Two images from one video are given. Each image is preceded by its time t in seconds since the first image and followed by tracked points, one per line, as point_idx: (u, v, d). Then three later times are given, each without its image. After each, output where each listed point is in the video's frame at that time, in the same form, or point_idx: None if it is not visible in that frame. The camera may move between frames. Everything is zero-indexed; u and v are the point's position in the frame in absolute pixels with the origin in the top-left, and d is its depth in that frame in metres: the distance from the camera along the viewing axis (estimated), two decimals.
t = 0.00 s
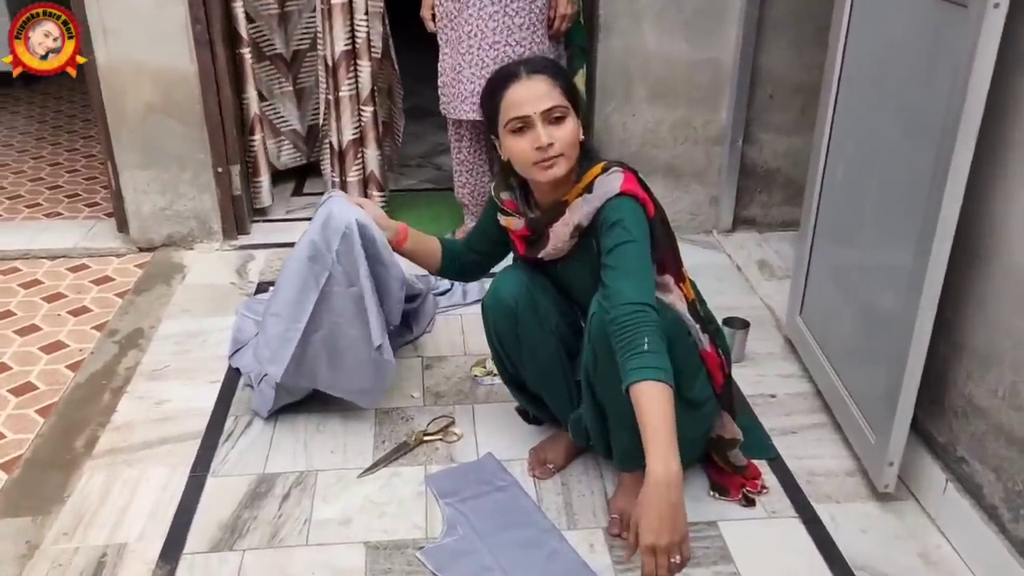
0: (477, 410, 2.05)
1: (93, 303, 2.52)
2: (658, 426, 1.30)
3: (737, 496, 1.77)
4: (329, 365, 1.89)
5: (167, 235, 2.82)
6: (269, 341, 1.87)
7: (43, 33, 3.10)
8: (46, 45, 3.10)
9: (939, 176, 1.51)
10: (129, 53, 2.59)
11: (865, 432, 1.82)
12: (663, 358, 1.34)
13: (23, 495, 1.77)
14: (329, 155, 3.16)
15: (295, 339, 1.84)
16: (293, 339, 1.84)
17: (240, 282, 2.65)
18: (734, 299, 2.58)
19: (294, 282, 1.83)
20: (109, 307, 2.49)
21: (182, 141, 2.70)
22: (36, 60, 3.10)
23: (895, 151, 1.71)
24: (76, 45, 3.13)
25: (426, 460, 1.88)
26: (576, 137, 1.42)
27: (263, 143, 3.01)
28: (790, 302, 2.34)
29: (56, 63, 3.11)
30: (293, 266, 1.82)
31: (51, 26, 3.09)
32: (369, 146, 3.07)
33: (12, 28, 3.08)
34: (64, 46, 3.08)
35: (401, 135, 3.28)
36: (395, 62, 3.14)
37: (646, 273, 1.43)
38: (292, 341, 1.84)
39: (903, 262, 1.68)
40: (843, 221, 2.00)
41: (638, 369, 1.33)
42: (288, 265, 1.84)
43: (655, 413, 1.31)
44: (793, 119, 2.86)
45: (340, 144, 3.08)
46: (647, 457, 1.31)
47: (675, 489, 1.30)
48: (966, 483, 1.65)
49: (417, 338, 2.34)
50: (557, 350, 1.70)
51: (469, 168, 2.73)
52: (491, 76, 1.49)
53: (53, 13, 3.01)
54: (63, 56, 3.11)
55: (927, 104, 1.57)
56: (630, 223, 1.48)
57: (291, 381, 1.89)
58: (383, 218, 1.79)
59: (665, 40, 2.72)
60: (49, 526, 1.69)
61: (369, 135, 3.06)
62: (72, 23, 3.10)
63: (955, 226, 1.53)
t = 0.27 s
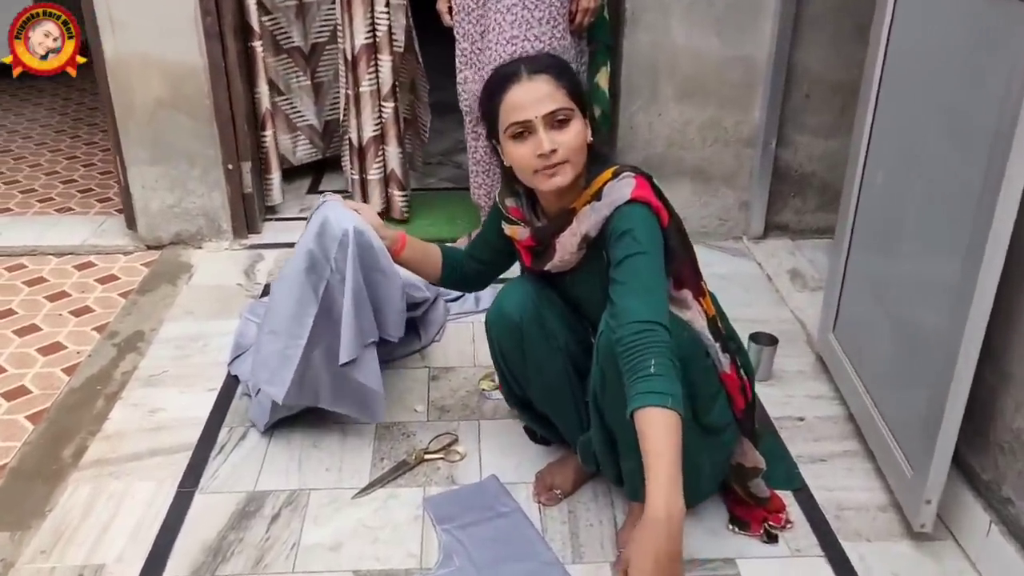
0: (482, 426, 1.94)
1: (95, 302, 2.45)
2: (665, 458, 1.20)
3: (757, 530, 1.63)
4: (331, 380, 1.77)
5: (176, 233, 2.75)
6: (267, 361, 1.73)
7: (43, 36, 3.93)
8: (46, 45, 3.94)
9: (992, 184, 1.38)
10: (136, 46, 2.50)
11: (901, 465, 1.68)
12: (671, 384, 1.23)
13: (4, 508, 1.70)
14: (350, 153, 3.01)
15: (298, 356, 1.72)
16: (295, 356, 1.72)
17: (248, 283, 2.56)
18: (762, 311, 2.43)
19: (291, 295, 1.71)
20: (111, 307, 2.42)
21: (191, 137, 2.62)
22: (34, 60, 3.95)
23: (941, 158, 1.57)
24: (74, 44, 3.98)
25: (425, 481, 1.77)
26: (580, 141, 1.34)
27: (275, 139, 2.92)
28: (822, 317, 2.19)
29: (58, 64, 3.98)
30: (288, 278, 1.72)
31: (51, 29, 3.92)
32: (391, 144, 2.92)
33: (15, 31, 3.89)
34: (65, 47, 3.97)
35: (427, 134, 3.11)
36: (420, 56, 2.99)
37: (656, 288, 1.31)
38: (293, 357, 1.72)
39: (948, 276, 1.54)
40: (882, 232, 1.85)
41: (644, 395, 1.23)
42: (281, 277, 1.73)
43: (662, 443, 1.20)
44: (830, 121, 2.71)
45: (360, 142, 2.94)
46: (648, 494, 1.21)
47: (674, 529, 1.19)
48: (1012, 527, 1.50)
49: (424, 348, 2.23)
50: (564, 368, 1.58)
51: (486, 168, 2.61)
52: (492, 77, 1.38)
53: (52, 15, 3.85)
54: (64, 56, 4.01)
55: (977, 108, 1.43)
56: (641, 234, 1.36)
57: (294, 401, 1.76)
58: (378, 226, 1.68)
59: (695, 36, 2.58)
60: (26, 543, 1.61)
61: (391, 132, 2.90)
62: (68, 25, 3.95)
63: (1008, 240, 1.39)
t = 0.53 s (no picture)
0: (484, 456, 1.85)
1: (101, 309, 2.40)
2: (661, 517, 1.10)
3: None
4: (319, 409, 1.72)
5: (188, 239, 2.70)
6: (256, 385, 1.72)
7: (43, 36, 4.33)
8: (46, 44, 4.36)
9: None
10: (149, 48, 2.45)
11: (931, 519, 1.57)
12: (669, 435, 1.14)
13: None
14: (372, 160, 2.92)
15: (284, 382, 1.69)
16: (282, 381, 1.69)
17: (256, 292, 2.49)
18: (789, 337, 2.31)
19: (280, 319, 1.68)
20: (116, 315, 2.37)
21: (204, 142, 2.57)
22: (34, 59, 4.37)
23: (983, 190, 1.44)
24: (73, 45, 4.40)
25: (420, 514, 1.68)
26: (581, 166, 1.31)
27: (292, 144, 2.86)
28: (852, 347, 2.06)
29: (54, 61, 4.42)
30: (280, 300, 1.68)
31: (51, 25, 4.33)
32: (413, 151, 2.81)
33: (15, 31, 4.27)
34: (65, 47, 4.39)
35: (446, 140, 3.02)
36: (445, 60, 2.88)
37: (659, 327, 1.21)
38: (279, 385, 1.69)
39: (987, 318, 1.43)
40: (919, 263, 1.72)
41: (639, 446, 1.13)
42: (274, 298, 1.70)
43: (659, 500, 1.11)
44: (868, 136, 2.57)
45: (383, 149, 2.86)
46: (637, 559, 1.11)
47: None
48: None
49: (431, 368, 2.15)
50: (565, 403, 1.48)
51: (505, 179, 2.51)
52: (495, 95, 1.31)
53: (53, 14, 4.26)
54: (63, 56, 4.41)
55: None
56: (645, 266, 1.25)
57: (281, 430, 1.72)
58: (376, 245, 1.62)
59: (726, 45, 2.46)
60: (4, 566, 1.55)
61: (414, 139, 2.80)
62: (67, 25, 4.35)
63: None
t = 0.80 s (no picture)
0: (495, 469, 1.77)
1: (112, 304, 2.35)
2: (675, 553, 1.01)
3: None
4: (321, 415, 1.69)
5: (203, 232, 2.64)
6: (257, 392, 1.69)
7: (43, 36, 4.11)
8: (45, 45, 4.12)
9: None
10: (164, 37, 2.40)
11: (969, 556, 1.48)
12: (683, 468, 1.05)
13: None
14: (394, 153, 2.84)
15: (286, 389, 1.65)
16: (283, 388, 1.65)
17: (270, 289, 2.43)
18: (820, 350, 2.20)
19: (282, 324, 1.65)
20: (126, 310, 2.32)
21: (220, 134, 2.51)
22: (34, 59, 4.12)
23: None
24: (73, 44, 4.21)
25: (425, 531, 1.61)
26: (596, 173, 1.23)
27: (311, 136, 2.79)
28: (887, 364, 1.95)
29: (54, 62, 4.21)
30: (283, 305, 1.65)
31: (50, 26, 4.12)
32: (436, 146, 2.73)
33: (15, 31, 4.06)
34: (65, 47, 4.21)
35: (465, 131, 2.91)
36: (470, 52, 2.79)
37: (676, 348, 1.12)
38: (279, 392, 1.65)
39: None
40: (961, 278, 1.61)
41: (650, 480, 1.04)
42: (278, 303, 1.67)
43: (674, 536, 1.02)
44: (909, 138, 2.45)
45: (405, 142, 2.77)
46: None
47: None
48: None
49: (444, 373, 2.07)
50: (577, 421, 1.39)
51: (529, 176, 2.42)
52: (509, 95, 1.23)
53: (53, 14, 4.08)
54: (63, 56, 4.23)
55: None
56: (663, 281, 1.15)
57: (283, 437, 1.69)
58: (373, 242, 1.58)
59: (761, 41, 2.34)
60: None
61: (437, 133, 2.71)
62: (68, 25, 4.16)
63: None
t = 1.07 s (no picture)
0: (508, 477, 1.68)
1: (113, 296, 2.28)
2: None
3: None
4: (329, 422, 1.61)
5: (208, 223, 2.56)
6: (260, 400, 1.62)
7: (43, 36, 3.96)
8: (44, 45, 3.98)
9: None
10: (169, 19, 2.31)
11: None
12: (716, 494, 0.95)
13: None
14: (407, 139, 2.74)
15: (292, 397, 1.58)
16: (289, 395, 1.58)
17: (276, 283, 2.35)
18: (849, 353, 2.10)
19: (287, 328, 1.57)
20: (127, 303, 2.24)
21: (225, 121, 2.42)
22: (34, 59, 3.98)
23: None
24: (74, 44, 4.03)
25: (435, 543, 1.52)
26: (620, 170, 1.14)
27: (320, 123, 2.70)
28: (922, 371, 1.85)
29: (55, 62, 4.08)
30: (288, 306, 1.57)
31: (48, 26, 3.97)
32: (447, 134, 2.63)
33: (15, 30, 3.91)
34: (64, 46, 4.03)
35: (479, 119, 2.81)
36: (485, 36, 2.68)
37: (707, 362, 1.02)
38: (283, 400, 1.59)
39: None
40: (1007, 284, 1.51)
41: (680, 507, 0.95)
42: (282, 304, 1.59)
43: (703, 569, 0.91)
44: (944, 132, 2.33)
45: (417, 129, 2.67)
46: None
47: None
48: None
49: (455, 374, 1.98)
50: (597, 434, 1.32)
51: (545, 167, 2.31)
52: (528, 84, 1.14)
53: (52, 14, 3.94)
54: (63, 56, 4.06)
55: None
56: (693, 288, 1.06)
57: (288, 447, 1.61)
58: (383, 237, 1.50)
59: (791, 28, 2.23)
60: None
61: (449, 121, 2.61)
62: (68, 24, 3.99)
63: None
